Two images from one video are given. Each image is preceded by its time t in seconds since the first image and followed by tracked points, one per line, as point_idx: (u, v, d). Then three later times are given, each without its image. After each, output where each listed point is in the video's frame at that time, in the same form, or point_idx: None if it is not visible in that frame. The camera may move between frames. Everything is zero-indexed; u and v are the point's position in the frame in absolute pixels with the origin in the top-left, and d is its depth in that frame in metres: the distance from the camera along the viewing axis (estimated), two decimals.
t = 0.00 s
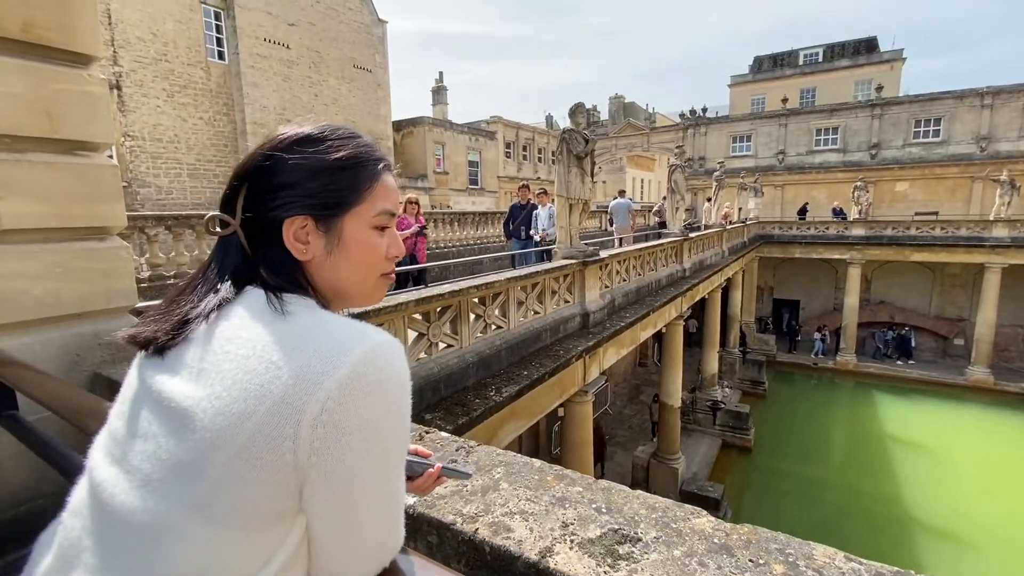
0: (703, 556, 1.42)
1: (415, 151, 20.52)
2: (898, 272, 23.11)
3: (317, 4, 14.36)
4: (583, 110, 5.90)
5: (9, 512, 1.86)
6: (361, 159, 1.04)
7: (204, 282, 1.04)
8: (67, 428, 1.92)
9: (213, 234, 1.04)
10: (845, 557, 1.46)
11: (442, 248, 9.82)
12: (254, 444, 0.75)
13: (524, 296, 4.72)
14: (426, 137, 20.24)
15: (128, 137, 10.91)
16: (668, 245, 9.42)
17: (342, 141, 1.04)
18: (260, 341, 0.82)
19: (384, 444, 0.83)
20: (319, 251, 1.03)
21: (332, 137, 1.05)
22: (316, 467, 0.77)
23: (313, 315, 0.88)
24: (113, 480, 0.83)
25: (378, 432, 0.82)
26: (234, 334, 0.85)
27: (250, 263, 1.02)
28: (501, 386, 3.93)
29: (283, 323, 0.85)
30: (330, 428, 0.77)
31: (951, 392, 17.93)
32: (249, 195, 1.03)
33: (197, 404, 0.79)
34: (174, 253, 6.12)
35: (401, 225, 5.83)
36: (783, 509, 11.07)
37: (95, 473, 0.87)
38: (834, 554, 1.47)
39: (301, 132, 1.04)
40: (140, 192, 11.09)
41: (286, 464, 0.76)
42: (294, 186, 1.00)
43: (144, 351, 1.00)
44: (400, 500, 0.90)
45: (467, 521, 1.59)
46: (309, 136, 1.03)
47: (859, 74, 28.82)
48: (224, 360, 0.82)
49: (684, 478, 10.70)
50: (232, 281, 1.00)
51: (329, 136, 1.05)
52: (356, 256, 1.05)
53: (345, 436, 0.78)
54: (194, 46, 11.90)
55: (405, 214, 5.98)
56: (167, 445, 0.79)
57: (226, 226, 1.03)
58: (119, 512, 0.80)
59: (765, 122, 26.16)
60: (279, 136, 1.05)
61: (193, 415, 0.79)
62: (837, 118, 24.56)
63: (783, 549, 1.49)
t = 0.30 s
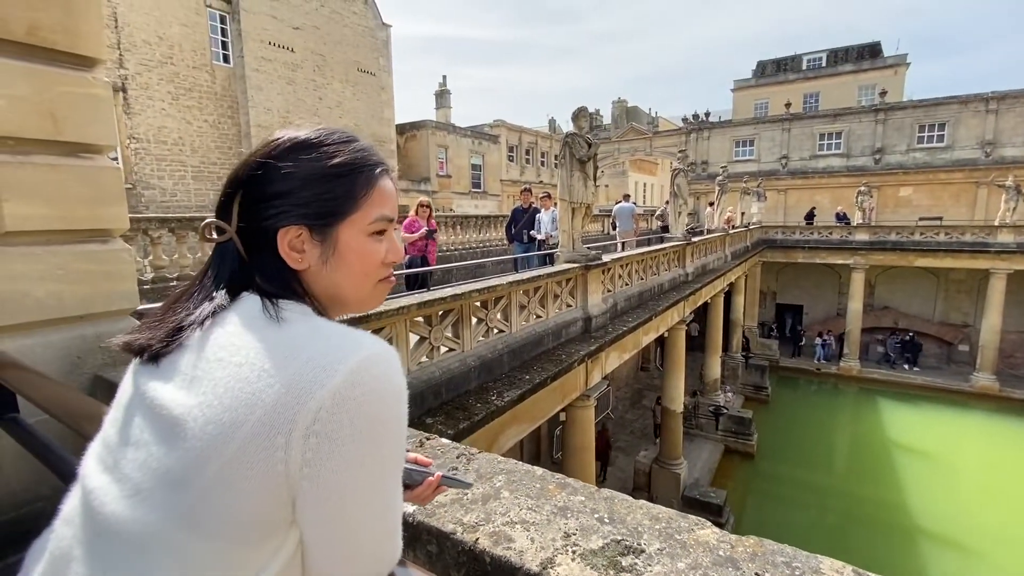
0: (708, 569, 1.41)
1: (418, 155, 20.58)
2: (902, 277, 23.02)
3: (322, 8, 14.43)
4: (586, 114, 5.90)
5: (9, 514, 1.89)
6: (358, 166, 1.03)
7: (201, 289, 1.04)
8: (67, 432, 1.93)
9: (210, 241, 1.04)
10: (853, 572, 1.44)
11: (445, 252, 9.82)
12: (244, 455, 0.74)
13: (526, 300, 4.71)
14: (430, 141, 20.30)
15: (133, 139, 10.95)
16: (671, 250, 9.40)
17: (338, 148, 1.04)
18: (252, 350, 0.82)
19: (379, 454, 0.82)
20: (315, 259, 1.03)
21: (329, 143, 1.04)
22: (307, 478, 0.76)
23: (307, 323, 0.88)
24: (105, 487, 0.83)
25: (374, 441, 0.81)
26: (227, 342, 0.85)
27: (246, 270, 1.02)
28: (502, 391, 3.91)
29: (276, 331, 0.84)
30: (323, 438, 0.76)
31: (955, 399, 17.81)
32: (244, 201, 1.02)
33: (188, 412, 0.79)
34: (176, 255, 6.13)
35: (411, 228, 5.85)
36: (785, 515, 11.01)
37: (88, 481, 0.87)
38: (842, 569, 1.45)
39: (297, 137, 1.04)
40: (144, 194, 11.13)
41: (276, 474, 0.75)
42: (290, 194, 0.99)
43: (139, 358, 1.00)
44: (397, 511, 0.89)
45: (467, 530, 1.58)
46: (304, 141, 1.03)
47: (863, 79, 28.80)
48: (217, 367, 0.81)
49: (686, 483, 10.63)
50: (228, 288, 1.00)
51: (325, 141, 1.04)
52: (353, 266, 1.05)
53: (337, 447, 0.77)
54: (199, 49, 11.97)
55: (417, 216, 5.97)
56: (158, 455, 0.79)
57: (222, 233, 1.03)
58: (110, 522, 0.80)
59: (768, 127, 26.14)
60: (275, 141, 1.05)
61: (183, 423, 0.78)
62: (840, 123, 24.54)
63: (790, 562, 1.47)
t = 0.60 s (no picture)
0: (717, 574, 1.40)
1: (420, 156, 20.59)
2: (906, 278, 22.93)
3: (325, 9, 14.47)
4: (589, 115, 5.89)
5: (10, 514, 1.90)
6: (354, 166, 1.01)
7: (200, 288, 1.04)
8: (67, 432, 1.94)
9: (210, 240, 1.04)
10: None
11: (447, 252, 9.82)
12: (241, 453, 0.73)
13: (529, 300, 4.70)
14: (432, 142, 20.32)
15: (137, 140, 10.99)
16: (674, 251, 9.38)
17: (335, 147, 1.02)
18: (250, 347, 0.81)
19: (380, 455, 0.81)
20: (306, 267, 1.01)
21: (327, 142, 1.03)
22: (304, 479, 0.75)
23: (306, 320, 0.87)
24: (102, 485, 0.83)
25: (374, 442, 0.80)
26: (223, 342, 0.84)
27: (243, 269, 1.02)
28: (505, 392, 3.90)
29: (274, 328, 0.84)
30: (321, 436, 0.75)
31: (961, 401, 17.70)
32: (241, 201, 1.02)
33: (186, 410, 0.78)
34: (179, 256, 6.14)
35: (419, 229, 5.88)
36: (789, 517, 10.95)
37: (84, 482, 0.86)
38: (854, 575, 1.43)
39: (295, 134, 1.03)
40: (148, 194, 11.16)
41: (273, 474, 0.74)
42: (286, 198, 0.98)
43: (137, 356, 1.00)
44: (399, 513, 0.88)
45: (471, 533, 1.57)
46: (300, 140, 1.02)
47: (867, 79, 28.71)
48: (215, 366, 0.81)
49: (689, 485, 10.59)
50: (226, 289, 1.00)
51: (321, 139, 1.03)
52: (345, 274, 1.03)
53: (335, 446, 0.76)
54: (203, 50, 12.01)
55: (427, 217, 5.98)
56: (154, 454, 0.78)
57: (222, 232, 1.03)
58: (106, 523, 0.79)
59: (771, 128, 26.08)
60: (269, 141, 1.04)
61: (180, 422, 0.78)
62: (844, 124, 24.46)
63: (800, 568, 1.46)
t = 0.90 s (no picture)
0: None
1: (424, 156, 20.62)
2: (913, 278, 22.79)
3: (329, 11, 14.52)
4: (593, 114, 5.87)
5: (16, 515, 1.90)
6: (351, 162, 0.99)
7: (204, 291, 1.05)
8: (74, 432, 1.95)
9: (213, 242, 1.04)
10: None
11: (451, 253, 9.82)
12: (250, 452, 0.73)
13: (533, 300, 4.69)
14: (436, 142, 20.36)
15: (142, 141, 11.05)
16: (679, 250, 9.36)
17: (330, 141, 1.00)
18: (258, 344, 0.81)
19: (391, 454, 0.80)
20: (310, 269, 1.00)
21: (325, 137, 1.01)
22: (314, 478, 0.74)
23: (314, 317, 0.86)
24: (110, 481, 0.83)
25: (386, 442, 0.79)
26: (229, 341, 0.83)
27: (246, 272, 1.02)
28: (509, 392, 3.89)
29: (283, 325, 0.83)
30: (331, 432, 0.74)
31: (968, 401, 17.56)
32: (243, 200, 1.01)
33: (193, 408, 0.78)
34: (184, 256, 6.16)
35: (430, 229, 5.85)
36: (795, 519, 10.89)
37: (92, 479, 0.86)
38: None
39: (293, 129, 1.02)
40: (153, 196, 11.22)
41: (282, 472, 0.73)
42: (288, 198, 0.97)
43: (140, 359, 1.00)
44: (409, 515, 0.87)
45: (479, 534, 1.56)
46: (298, 138, 1.00)
47: (872, 78, 28.58)
48: (224, 363, 0.80)
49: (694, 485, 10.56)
50: (229, 291, 1.01)
51: (321, 136, 1.01)
52: (351, 273, 1.01)
53: (344, 444, 0.75)
54: (208, 52, 12.07)
55: (436, 217, 5.95)
56: (162, 451, 0.78)
57: (225, 237, 1.04)
58: (114, 522, 0.79)
59: (775, 127, 25.99)
60: (266, 139, 1.02)
61: (188, 419, 0.78)
62: (849, 123, 24.35)
63: (814, 571, 1.45)
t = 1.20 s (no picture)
0: None
1: (428, 157, 20.64)
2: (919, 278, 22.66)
3: (333, 13, 14.57)
4: (597, 115, 5.87)
5: (22, 515, 1.91)
6: (394, 160, 1.04)
7: (217, 290, 1.02)
8: (80, 431, 1.95)
9: (231, 239, 1.03)
10: None
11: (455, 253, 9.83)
12: (256, 448, 0.73)
13: (538, 300, 4.69)
14: (439, 143, 20.38)
15: (148, 144, 11.12)
16: (683, 250, 9.33)
17: (373, 139, 1.05)
18: (268, 339, 0.81)
19: (396, 453, 0.80)
20: (354, 256, 1.02)
21: (359, 137, 1.04)
22: (320, 478, 0.74)
23: (322, 315, 0.86)
24: (116, 475, 0.83)
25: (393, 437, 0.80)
26: (240, 340, 0.83)
27: (266, 268, 1.01)
28: (514, 392, 3.89)
29: (292, 322, 0.83)
30: (338, 430, 0.74)
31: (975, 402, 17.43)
32: (277, 195, 1.01)
33: (199, 402, 0.78)
34: (190, 257, 6.19)
35: (440, 230, 5.85)
36: (801, 521, 10.82)
37: (98, 475, 0.86)
38: None
39: (331, 131, 1.03)
40: (159, 198, 11.28)
41: (287, 469, 0.73)
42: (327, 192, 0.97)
43: (150, 356, 1.00)
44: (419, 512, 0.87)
45: (487, 534, 1.56)
46: (339, 137, 1.02)
47: (877, 77, 28.44)
48: (231, 360, 0.80)
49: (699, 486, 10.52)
50: (249, 286, 0.99)
51: (360, 138, 1.04)
52: (393, 265, 1.05)
53: (350, 443, 0.74)
54: (213, 54, 12.14)
55: (446, 217, 5.95)
56: (169, 446, 0.78)
57: (243, 229, 1.02)
58: (118, 521, 0.78)
59: (780, 126, 25.89)
60: (306, 138, 1.03)
61: (194, 414, 0.77)
62: (854, 122, 24.23)
63: (825, 571, 1.43)
